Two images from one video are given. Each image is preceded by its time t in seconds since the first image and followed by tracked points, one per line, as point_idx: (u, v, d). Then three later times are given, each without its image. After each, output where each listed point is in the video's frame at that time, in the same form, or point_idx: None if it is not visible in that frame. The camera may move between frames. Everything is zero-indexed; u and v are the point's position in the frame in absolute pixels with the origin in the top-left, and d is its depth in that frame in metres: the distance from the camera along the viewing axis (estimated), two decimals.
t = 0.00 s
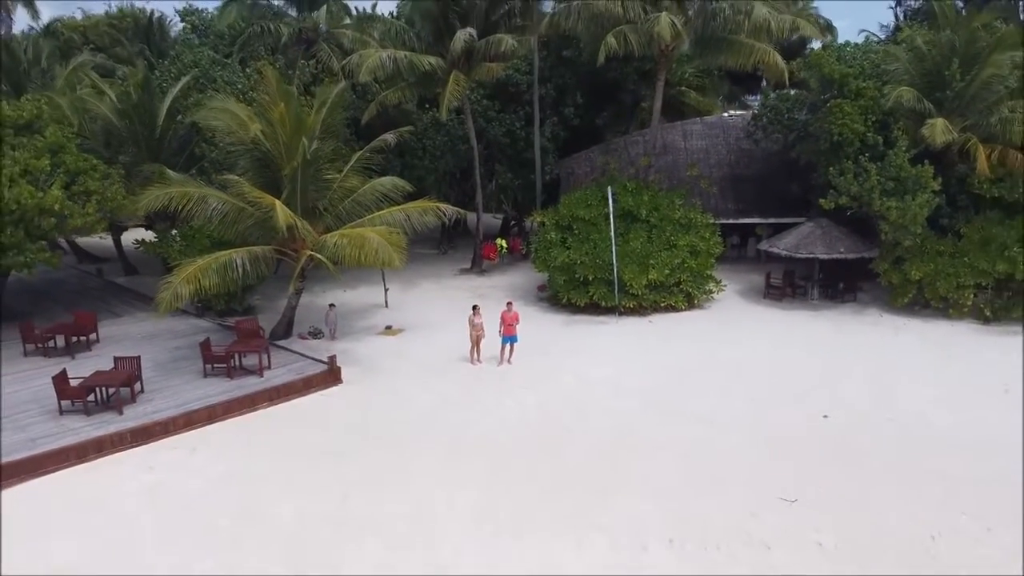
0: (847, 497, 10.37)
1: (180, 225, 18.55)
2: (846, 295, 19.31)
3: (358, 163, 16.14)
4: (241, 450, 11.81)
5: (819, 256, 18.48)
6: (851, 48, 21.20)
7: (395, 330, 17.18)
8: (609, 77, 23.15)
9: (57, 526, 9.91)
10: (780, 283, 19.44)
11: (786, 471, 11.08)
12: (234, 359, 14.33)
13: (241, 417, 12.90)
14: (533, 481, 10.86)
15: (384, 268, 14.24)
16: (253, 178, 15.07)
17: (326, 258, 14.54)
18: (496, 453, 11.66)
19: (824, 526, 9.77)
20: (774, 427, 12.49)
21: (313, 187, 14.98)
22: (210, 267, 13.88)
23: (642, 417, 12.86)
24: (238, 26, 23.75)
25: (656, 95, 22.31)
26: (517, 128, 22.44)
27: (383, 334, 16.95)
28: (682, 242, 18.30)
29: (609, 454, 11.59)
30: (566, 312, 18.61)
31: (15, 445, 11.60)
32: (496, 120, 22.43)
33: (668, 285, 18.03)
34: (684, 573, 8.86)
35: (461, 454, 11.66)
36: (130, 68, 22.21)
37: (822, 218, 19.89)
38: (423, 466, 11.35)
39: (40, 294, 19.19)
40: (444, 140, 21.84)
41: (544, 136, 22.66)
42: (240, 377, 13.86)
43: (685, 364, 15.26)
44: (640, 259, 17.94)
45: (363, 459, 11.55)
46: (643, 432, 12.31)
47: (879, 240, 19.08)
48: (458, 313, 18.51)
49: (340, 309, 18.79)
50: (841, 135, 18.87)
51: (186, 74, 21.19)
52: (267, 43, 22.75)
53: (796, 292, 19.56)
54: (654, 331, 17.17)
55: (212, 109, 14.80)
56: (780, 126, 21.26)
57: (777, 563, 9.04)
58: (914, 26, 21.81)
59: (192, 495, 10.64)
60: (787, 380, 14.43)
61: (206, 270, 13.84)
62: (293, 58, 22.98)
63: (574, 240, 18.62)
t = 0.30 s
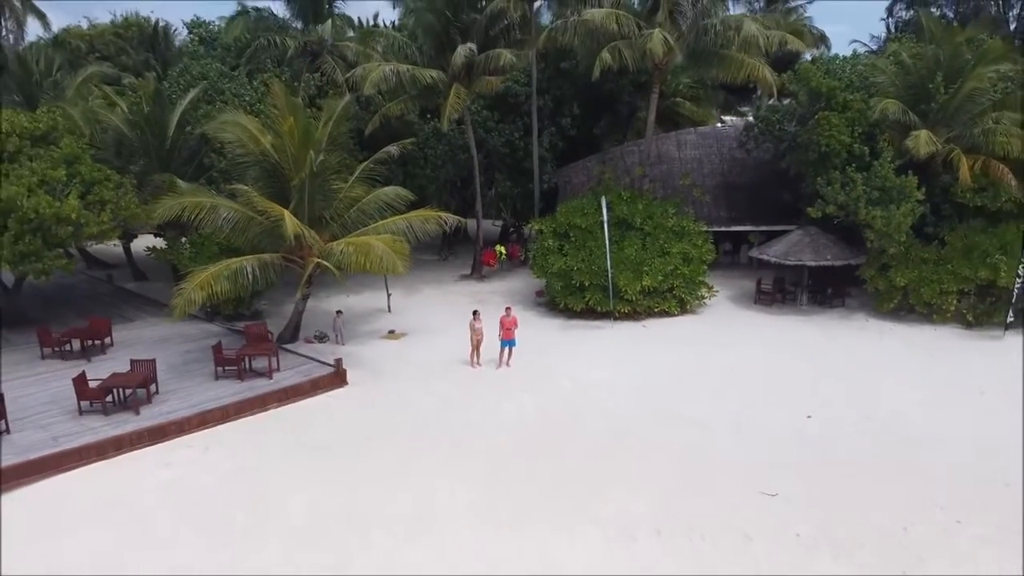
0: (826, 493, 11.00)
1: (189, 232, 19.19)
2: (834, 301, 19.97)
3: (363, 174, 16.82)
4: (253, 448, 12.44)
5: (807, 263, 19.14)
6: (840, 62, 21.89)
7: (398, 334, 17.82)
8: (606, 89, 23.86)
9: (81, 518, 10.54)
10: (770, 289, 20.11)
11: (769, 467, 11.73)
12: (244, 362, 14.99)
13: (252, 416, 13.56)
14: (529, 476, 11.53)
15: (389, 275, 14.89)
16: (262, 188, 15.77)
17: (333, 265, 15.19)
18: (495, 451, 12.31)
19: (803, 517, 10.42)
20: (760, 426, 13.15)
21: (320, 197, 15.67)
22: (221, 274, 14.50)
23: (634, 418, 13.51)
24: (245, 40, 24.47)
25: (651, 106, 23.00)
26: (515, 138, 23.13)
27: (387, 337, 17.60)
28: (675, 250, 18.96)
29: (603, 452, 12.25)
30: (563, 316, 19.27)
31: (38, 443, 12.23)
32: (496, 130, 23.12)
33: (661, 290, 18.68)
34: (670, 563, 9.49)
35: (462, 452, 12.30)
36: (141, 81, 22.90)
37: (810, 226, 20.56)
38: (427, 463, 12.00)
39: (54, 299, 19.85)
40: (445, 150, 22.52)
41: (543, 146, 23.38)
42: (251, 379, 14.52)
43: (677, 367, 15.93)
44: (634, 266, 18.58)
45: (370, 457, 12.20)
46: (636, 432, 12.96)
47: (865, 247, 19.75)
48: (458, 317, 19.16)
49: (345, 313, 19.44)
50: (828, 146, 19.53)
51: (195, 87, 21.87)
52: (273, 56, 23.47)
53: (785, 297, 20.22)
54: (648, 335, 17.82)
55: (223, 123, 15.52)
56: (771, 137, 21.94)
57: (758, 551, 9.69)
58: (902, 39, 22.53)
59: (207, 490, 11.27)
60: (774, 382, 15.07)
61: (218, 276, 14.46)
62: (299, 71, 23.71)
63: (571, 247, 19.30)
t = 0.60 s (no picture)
0: (808, 488, 11.65)
1: (200, 240, 19.85)
2: (823, 306, 20.63)
3: (368, 184, 17.53)
4: (265, 447, 13.08)
5: (797, 270, 19.80)
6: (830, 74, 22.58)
7: (401, 339, 18.46)
8: (603, 100, 24.53)
9: (105, 512, 11.18)
10: (762, 295, 20.78)
11: (755, 465, 12.37)
12: (255, 365, 15.65)
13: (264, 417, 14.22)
14: (528, 473, 12.17)
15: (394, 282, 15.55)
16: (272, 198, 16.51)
17: (340, 273, 15.85)
18: (495, 450, 12.96)
19: (785, 511, 11.07)
20: (748, 426, 13.79)
21: (327, 207, 16.37)
22: (232, 281, 15.16)
23: (628, 419, 14.15)
24: (252, 52, 25.14)
25: (646, 118, 23.70)
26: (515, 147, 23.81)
27: (391, 342, 18.25)
28: (669, 257, 19.64)
29: (597, 450, 12.89)
30: (561, 321, 19.92)
31: (62, 441, 12.88)
32: (496, 140, 23.79)
33: (656, 296, 19.33)
34: (659, 552, 10.14)
35: (463, 451, 12.95)
36: (152, 93, 23.59)
37: (800, 234, 21.23)
38: (430, 461, 12.65)
39: (68, 304, 20.52)
40: (447, 160, 23.20)
41: (541, 156, 24.08)
42: (261, 381, 15.18)
43: (670, 370, 16.59)
44: (629, 272, 19.25)
45: (376, 455, 12.85)
46: (629, 432, 13.59)
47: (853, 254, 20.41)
48: (459, 322, 19.82)
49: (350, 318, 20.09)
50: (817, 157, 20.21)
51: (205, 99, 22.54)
52: (279, 68, 24.17)
53: (776, 303, 20.89)
54: (643, 340, 18.46)
55: (235, 136, 16.23)
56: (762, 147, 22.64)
57: (742, 542, 10.34)
58: (890, 52, 23.24)
59: (223, 486, 11.92)
60: (763, 384, 15.71)
61: (230, 283, 15.12)
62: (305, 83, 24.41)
63: (568, 254, 19.98)
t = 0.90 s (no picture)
0: (791, 484, 12.32)
1: (210, 247, 20.50)
2: (813, 311, 21.30)
3: (373, 195, 18.23)
4: (277, 445, 13.75)
5: (787, 276, 20.49)
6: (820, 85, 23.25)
7: (404, 342, 19.12)
8: (600, 111, 25.24)
9: (128, 505, 11.83)
10: (754, 300, 21.47)
11: (742, 462, 13.02)
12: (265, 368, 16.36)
13: (274, 417, 14.93)
14: (527, 470, 12.84)
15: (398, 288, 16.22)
16: (281, 209, 17.34)
17: (347, 279, 16.54)
18: (495, 448, 13.64)
19: (769, 505, 11.71)
20: (738, 426, 14.44)
21: (334, 217, 17.10)
22: (244, 288, 15.84)
23: (623, 418, 14.81)
24: (259, 65, 25.82)
25: (642, 128, 24.42)
26: (515, 157, 24.51)
27: (394, 345, 18.91)
28: (663, 263, 20.35)
29: (593, 448, 13.56)
30: (560, 326, 20.60)
31: (83, 440, 13.54)
32: (496, 150, 24.48)
33: (651, 301, 19.97)
34: (650, 542, 10.81)
35: (465, 449, 13.62)
36: (162, 104, 24.27)
37: (791, 242, 21.93)
38: (434, 457, 13.34)
39: (82, 310, 21.19)
40: (449, 169, 23.90)
41: (540, 165, 24.79)
42: (272, 383, 15.90)
43: (664, 372, 17.27)
44: (624, 279, 19.93)
45: (381, 453, 13.52)
46: (623, 431, 14.25)
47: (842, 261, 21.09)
48: (460, 326, 20.49)
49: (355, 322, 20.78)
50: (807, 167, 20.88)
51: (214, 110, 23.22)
52: (287, 81, 24.84)
53: (767, 308, 21.58)
54: (638, 344, 19.13)
55: (246, 148, 16.94)
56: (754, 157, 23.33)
57: (728, 533, 11.01)
58: (878, 64, 23.92)
59: (238, 481, 12.58)
60: (752, 386, 16.36)
61: (242, 290, 15.80)
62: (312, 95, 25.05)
63: (566, 261, 20.76)
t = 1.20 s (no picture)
0: (775, 481, 13.00)
1: (220, 254, 21.20)
2: (803, 317, 22.02)
3: (378, 204, 18.94)
4: (287, 445, 14.44)
5: (777, 283, 21.22)
6: (810, 97, 23.95)
7: (407, 347, 19.81)
8: (598, 121, 25.97)
9: (147, 501, 12.52)
10: (746, 306, 22.20)
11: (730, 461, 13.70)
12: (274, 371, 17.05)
13: (284, 418, 15.62)
14: (524, 468, 13.52)
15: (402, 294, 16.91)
16: (290, 218, 18.06)
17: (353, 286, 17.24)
18: (494, 447, 14.33)
19: (753, 501, 12.39)
20: (726, 427, 15.11)
21: (341, 226, 17.81)
22: (254, 294, 16.51)
23: (617, 420, 15.49)
24: (266, 77, 26.54)
25: (638, 138, 25.13)
26: (514, 166, 25.25)
27: (398, 349, 19.61)
28: (658, 270, 21.06)
29: (587, 448, 14.24)
30: (558, 330, 21.29)
31: (103, 439, 14.22)
32: (496, 159, 25.21)
33: (645, 307, 20.66)
34: (640, 535, 11.49)
35: (466, 449, 14.30)
36: (173, 115, 25.01)
37: (781, 249, 22.65)
38: (437, 456, 14.03)
39: (96, 315, 21.91)
40: (450, 178, 24.63)
41: (539, 174, 25.50)
42: (281, 386, 16.59)
43: (657, 375, 17.94)
44: (620, 285, 20.63)
45: (386, 452, 14.20)
46: (617, 432, 14.93)
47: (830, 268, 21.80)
48: (462, 331, 21.18)
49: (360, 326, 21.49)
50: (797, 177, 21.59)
51: (223, 122, 23.94)
52: (293, 92, 25.50)
53: (759, 313, 22.30)
54: (633, 347, 19.84)
55: (257, 160, 17.67)
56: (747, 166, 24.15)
57: (713, 527, 11.68)
58: (869, 75, 24.54)
59: (250, 479, 13.27)
60: (742, 389, 17.03)
61: (252, 296, 16.48)
62: (317, 105, 25.60)
63: (564, 267, 21.45)
